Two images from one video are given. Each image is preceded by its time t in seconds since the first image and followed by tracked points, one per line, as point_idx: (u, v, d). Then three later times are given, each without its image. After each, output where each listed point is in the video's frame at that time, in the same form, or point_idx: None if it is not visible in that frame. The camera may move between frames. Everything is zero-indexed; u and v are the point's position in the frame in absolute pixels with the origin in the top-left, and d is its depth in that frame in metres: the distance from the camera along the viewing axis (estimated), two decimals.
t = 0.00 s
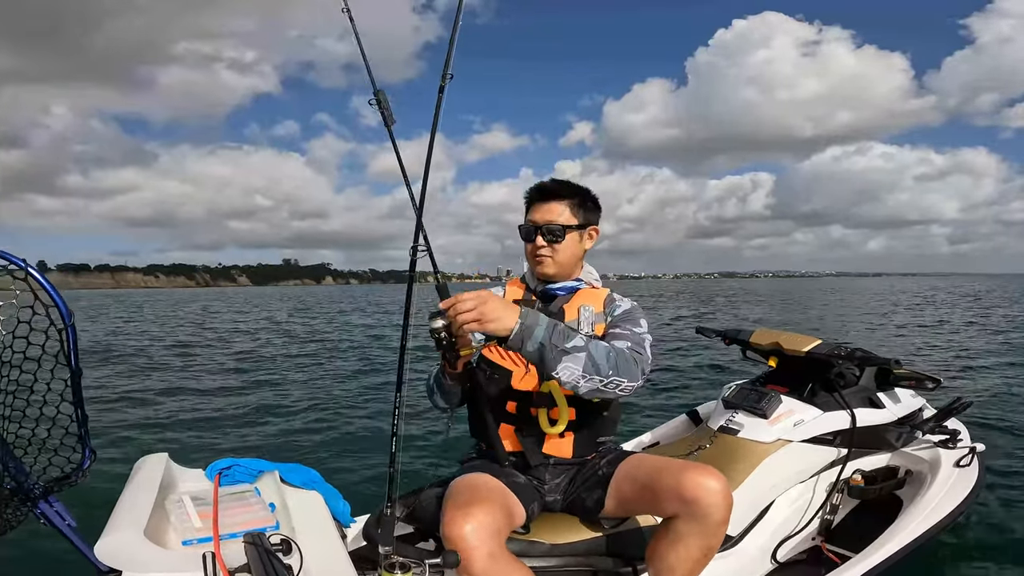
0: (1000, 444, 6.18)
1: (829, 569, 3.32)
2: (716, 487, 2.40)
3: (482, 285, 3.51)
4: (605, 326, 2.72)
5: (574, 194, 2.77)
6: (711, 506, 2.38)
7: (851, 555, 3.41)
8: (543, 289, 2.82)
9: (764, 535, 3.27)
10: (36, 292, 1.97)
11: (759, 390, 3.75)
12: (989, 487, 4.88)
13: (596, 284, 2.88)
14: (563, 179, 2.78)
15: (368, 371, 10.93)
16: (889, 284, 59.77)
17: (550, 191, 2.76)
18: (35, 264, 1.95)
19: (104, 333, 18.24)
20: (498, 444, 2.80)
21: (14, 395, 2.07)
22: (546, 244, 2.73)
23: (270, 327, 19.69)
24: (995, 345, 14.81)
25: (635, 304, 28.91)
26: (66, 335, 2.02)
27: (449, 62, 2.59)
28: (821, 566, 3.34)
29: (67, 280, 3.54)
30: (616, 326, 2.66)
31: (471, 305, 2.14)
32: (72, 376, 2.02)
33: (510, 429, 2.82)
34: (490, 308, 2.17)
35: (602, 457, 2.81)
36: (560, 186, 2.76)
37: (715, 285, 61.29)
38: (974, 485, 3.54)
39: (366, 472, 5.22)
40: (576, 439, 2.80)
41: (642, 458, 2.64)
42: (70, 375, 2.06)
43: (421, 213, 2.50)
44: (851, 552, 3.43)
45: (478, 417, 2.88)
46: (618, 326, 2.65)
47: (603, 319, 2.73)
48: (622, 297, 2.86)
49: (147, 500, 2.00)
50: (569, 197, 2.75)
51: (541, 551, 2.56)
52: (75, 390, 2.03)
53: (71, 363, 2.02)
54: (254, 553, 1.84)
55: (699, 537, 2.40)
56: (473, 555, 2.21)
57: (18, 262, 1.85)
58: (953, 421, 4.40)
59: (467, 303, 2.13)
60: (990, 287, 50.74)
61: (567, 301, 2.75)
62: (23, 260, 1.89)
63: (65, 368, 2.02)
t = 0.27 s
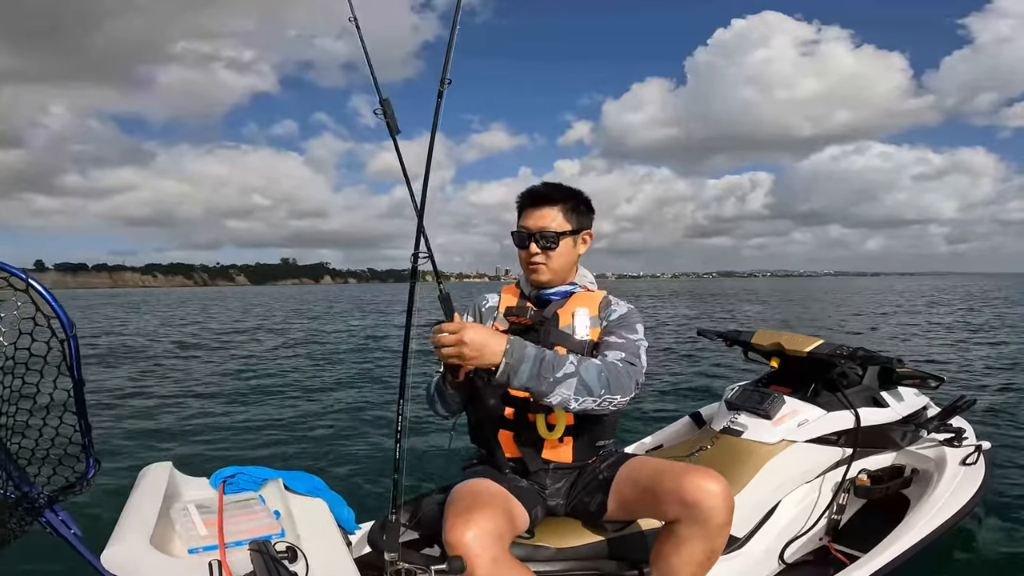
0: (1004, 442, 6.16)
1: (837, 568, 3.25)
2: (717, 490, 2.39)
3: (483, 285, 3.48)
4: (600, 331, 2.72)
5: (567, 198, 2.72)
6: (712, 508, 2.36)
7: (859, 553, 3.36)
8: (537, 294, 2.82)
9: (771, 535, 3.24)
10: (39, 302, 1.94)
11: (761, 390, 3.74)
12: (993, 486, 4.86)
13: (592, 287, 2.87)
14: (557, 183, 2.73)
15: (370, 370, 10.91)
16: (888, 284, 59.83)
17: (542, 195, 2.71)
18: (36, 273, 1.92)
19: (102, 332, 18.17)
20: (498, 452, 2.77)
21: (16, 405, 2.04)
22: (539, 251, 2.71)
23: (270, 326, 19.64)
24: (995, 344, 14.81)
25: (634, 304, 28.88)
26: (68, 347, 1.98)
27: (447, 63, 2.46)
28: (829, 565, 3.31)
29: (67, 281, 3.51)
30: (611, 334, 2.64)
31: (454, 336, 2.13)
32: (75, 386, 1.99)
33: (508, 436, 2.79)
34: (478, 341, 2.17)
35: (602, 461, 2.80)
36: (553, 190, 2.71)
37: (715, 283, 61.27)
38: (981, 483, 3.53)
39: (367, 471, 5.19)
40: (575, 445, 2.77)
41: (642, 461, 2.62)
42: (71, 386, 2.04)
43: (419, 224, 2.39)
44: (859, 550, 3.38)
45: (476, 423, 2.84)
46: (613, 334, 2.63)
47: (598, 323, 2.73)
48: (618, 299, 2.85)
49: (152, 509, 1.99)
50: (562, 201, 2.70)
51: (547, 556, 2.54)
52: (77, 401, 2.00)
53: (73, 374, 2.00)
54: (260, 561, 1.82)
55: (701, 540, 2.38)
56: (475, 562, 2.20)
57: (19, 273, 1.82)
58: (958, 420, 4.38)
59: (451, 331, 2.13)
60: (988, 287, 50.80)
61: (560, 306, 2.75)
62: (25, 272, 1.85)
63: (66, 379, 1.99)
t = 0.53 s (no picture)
0: (1003, 442, 6.15)
1: (842, 570, 3.24)
2: (718, 494, 2.36)
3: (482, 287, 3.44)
4: (595, 335, 2.68)
5: (565, 204, 2.70)
6: (713, 513, 2.34)
7: (864, 556, 3.35)
8: (533, 300, 2.78)
9: (776, 538, 3.23)
10: (37, 310, 1.90)
11: (764, 393, 3.70)
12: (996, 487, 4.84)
13: (589, 291, 2.82)
14: (552, 187, 2.71)
15: (366, 371, 10.86)
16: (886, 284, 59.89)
17: (537, 200, 2.68)
18: (34, 281, 1.89)
19: (98, 334, 18.04)
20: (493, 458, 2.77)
21: (15, 416, 2.00)
22: (535, 257, 2.67)
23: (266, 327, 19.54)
24: (994, 343, 14.80)
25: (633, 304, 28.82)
26: (67, 355, 1.94)
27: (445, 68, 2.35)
28: (836, 567, 3.27)
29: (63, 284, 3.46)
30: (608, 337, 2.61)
31: (452, 336, 1.93)
32: (75, 396, 1.95)
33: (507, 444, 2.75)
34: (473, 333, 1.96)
35: (602, 465, 2.75)
36: (549, 195, 2.68)
37: (712, 282, 61.33)
38: (987, 483, 3.50)
39: (366, 475, 5.15)
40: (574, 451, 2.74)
41: (641, 466, 2.59)
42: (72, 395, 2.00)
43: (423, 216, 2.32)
44: (863, 552, 3.37)
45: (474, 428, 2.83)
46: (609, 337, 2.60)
47: (594, 327, 2.70)
48: (614, 303, 2.82)
49: (154, 516, 1.95)
50: (558, 207, 2.67)
51: (549, 561, 2.50)
52: (78, 411, 1.96)
53: (73, 383, 1.96)
54: (262, 568, 1.79)
55: (703, 545, 2.36)
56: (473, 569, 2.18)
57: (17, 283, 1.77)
58: (960, 421, 4.36)
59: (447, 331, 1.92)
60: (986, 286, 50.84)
61: (555, 312, 2.71)
62: (23, 280, 1.81)
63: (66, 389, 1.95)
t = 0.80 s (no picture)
0: (1003, 442, 6.14)
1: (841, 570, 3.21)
2: (716, 494, 2.37)
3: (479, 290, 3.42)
4: (596, 336, 2.71)
5: (558, 204, 2.71)
6: (711, 512, 2.34)
7: (862, 556, 3.34)
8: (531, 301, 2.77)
9: (773, 538, 3.23)
10: (37, 309, 1.91)
11: (762, 394, 3.69)
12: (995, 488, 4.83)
13: (584, 291, 2.82)
14: (546, 188, 2.72)
15: (364, 372, 10.84)
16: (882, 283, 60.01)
17: (532, 201, 2.68)
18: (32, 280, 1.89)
19: (96, 335, 17.97)
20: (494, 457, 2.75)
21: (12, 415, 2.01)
22: (532, 257, 2.67)
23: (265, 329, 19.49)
24: (992, 342, 14.81)
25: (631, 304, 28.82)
26: (66, 354, 1.95)
27: (445, 69, 2.37)
28: (834, 568, 3.27)
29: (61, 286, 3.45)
30: (615, 342, 2.69)
31: (484, 332, 2.23)
32: (73, 395, 1.96)
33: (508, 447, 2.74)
34: (501, 336, 2.27)
35: (601, 464, 2.75)
36: (543, 196, 2.68)
37: (710, 282, 61.38)
38: (983, 485, 3.50)
39: (366, 477, 5.13)
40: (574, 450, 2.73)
41: (640, 466, 2.60)
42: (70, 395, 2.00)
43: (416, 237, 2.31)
44: (862, 553, 3.35)
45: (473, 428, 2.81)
46: (617, 343, 2.69)
47: (594, 328, 2.71)
48: (611, 304, 2.85)
49: (151, 517, 1.94)
50: (553, 207, 2.68)
51: (547, 562, 2.51)
52: (76, 410, 1.97)
53: (71, 382, 1.96)
54: (260, 568, 1.79)
55: (701, 545, 2.36)
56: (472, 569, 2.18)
57: (15, 282, 1.77)
58: (958, 423, 4.35)
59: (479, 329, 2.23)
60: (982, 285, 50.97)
61: (556, 312, 2.71)
62: (22, 280, 1.82)
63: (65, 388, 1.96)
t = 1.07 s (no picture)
0: (1001, 442, 6.15)
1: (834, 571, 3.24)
2: (716, 490, 2.37)
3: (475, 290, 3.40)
4: (595, 336, 2.72)
5: (553, 203, 2.69)
6: (711, 508, 2.34)
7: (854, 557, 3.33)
8: (527, 300, 2.75)
9: (769, 536, 3.23)
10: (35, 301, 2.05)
11: (758, 395, 3.67)
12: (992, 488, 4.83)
13: (580, 289, 2.82)
14: (543, 188, 2.71)
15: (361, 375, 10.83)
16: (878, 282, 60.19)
17: (529, 200, 2.67)
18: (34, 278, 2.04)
19: (93, 338, 17.94)
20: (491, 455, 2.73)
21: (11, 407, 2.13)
22: (530, 256, 2.65)
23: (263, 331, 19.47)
24: (988, 341, 14.86)
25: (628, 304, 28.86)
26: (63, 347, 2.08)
27: (447, 67, 2.35)
28: (826, 568, 3.29)
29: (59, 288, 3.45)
30: (620, 349, 2.68)
31: (519, 348, 2.23)
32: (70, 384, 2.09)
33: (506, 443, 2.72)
34: (537, 356, 2.26)
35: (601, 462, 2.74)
36: (540, 196, 2.68)
37: (707, 282, 61.46)
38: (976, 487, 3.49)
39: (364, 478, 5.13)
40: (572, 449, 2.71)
41: (641, 463, 2.61)
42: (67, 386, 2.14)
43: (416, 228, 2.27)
44: (854, 554, 3.35)
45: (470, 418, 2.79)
46: (622, 350, 2.68)
47: (593, 328, 2.72)
48: (611, 304, 2.86)
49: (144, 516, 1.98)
50: (551, 206, 2.67)
51: (542, 559, 2.50)
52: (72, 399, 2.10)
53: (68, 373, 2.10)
54: (255, 563, 1.80)
55: (700, 541, 2.36)
56: (468, 565, 2.17)
57: (16, 275, 1.92)
58: (954, 424, 4.35)
59: (514, 342, 2.24)
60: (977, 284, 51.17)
61: (554, 311, 2.72)
62: (22, 273, 1.96)
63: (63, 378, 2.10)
